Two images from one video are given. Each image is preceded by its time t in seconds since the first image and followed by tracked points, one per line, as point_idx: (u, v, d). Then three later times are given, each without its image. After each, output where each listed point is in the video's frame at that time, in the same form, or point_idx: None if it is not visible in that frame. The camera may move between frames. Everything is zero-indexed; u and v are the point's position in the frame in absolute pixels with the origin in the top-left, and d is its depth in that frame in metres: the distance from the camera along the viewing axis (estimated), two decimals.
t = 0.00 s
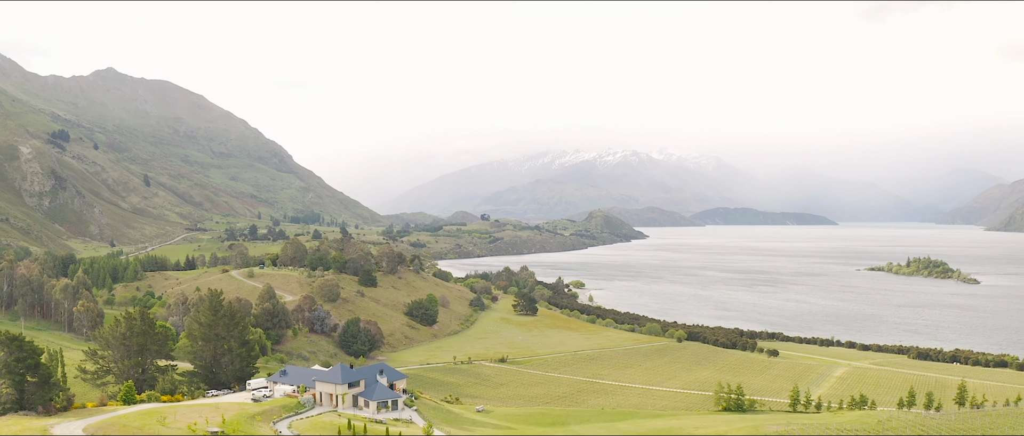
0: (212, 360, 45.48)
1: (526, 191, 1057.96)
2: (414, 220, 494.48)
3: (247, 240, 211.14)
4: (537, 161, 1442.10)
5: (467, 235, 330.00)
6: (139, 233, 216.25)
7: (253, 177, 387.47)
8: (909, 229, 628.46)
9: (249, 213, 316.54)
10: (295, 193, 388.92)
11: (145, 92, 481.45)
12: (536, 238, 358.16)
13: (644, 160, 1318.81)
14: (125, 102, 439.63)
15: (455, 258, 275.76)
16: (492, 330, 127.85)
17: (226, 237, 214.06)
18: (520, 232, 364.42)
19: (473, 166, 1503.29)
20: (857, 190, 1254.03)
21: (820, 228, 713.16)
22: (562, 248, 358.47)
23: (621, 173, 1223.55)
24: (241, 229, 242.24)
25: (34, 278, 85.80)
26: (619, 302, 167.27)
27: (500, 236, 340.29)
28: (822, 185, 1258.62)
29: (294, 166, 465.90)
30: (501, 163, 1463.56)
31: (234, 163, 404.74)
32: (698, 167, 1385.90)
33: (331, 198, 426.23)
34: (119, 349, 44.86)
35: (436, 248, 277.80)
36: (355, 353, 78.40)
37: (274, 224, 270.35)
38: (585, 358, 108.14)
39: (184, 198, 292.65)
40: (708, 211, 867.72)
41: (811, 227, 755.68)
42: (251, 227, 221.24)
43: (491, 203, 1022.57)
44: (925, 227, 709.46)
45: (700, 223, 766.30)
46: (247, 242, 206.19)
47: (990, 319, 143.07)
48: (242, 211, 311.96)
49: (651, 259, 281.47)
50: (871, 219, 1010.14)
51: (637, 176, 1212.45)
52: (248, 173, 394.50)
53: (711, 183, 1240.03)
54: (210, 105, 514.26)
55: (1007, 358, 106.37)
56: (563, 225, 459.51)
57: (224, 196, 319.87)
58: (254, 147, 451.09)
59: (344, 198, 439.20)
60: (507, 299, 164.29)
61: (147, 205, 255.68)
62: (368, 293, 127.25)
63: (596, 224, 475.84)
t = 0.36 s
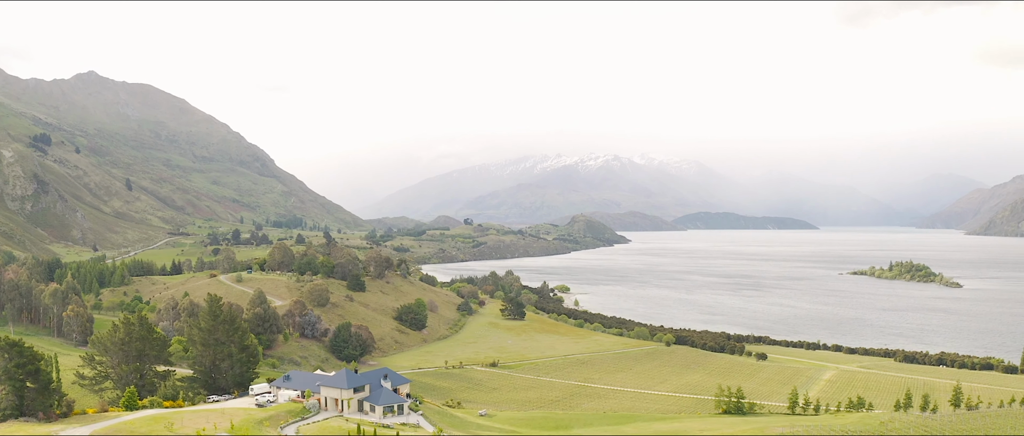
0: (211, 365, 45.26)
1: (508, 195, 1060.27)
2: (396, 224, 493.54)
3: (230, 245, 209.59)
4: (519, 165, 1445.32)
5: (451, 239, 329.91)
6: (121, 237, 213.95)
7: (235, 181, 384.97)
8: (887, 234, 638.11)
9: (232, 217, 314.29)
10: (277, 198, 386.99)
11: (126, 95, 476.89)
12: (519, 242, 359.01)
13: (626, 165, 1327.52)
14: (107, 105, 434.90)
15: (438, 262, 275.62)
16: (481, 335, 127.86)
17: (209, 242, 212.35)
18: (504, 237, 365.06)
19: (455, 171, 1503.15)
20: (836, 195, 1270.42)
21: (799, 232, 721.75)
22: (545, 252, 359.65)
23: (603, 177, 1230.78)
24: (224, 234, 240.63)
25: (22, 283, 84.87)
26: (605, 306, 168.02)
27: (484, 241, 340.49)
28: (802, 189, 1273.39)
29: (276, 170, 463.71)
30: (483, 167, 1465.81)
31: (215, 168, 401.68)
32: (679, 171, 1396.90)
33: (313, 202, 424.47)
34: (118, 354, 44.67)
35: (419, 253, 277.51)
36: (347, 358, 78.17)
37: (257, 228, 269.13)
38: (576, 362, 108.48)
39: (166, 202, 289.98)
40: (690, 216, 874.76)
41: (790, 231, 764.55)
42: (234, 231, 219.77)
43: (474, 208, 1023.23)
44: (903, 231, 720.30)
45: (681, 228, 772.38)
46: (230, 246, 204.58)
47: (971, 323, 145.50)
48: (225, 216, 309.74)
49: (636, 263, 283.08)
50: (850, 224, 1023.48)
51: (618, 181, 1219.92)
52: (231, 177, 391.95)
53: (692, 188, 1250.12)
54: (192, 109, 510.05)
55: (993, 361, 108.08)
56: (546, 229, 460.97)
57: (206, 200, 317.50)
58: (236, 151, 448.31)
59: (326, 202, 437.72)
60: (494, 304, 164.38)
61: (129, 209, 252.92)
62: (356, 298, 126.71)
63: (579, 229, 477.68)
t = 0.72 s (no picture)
0: (212, 370, 44.99)
1: (490, 200, 1060.28)
2: (380, 229, 491.88)
3: (214, 250, 207.79)
4: (502, 170, 1445.48)
5: (435, 243, 329.24)
6: (104, 242, 211.49)
7: (217, 185, 382.21)
8: (867, 239, 646.08)
9: (215, 222, 311.86)
10: (260, 202, 384.59)
11: (108, 99, 472.14)
12: (503, 247, 359.41)
13: (608, 170, 1335.29)
14: (88, 109, 429.99)
15: (423, 267, 275.16)
16: (470, 339, 127.73)
17: (193, 246, 210.47)
18: (487, 241, 365.34)
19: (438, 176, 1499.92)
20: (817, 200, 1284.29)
21: (780, 237, 728.61)
22: (529, 257, 360.39)
23: (585, 182, 1234.76)
24: (207, 238, 238.62)
25: (10, 288, 83.68)
26: (592, 311, 168.61)
27: (468, 245, 340.15)
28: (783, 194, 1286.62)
29: (259, 174, 461.19)
30: (465, 172, 1465.69)
31: (198, 172, 398.13)
32: (661, 176, 1406.56)
33: (296, 206, 422.45)
34: (117, 360, 44.34)
35: (403, 257, 276.81)
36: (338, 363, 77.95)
37: (241, 232, 267.37)
38: (567, 367, 108.66)
39: (148, 206, 287.21)
40: (672, 220, 879.88)
41: (771, 236, 771.10)
42: (218, 236, 218.14)
43: (456, 212, 1022.35)
44: (882, 236, 729.85)
45: (664, 232, 776.78)
46: (214, 251, 202.74)
47: (953, 326, 147.77)
48: (208, 220, 307.24)
49: (622, 268, 284.28)
50: (831, 229, 1034.70)
51: (601, 185, 1224.49)
52: (213, 181, 388.83)
53: (675, 193, 1258.63)
54: (174, 113, 505.47)
55: (980, 364, 109.72)
56: (529, 233, 461.77)
57: (188, 204, 315.01)
58: (218, 156, 445.33)
59: (308, 207, 435.83)
60: (482, 309, 164.33)
61: (112, 213, 249.94)
62: (346, 303, 126.14)
63: (562, 233, 479.03)
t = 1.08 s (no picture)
0: (213, 375, 44.82)
1: (475, 204, 1059.47)
2: (365, 233, 490.30)
3: (200, 253, 206.37)
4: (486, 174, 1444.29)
5: (421, 247, 328.68)
6: (90, 245, 209.56)
7: (203, 189, 379.91)
8: (850, 242, 652.96)
9: (200, 225, 309.74)
10: (245, 205, 382.39)
11: (93, 102, 467.98)
12: (489, 250, 359.60)
13: (592, 174, 1341.24)
14: (73, 111, 425.82)
15: (409, 271, 274.65)
16: (461, 343, 127.63)
17: (179, 250, 208.88)
18: (473, 245, 365.28)
19: (423, 180, 1496.82)
20: (800, 205, 1296.42)
21: (764, 240, 734.21)
22: (515, 261, 360.92)
23: (570, 186, 1238.21)
24: (193, 242, 236.99)
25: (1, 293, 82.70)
26: (581, 315, 169.09)
27: (454, 249, 339.85)
28: (767, 198, 1297.05)
29: (244, 177, 458.70)
30: (450, 176, 1464.83)
31: (183, 175, 395.02)
32: (646, 180, 1413.88)
33: (281, 210, 420.36)
34: (116, 364, 44.17)
35: (389, 261, 276.14)
36: (332, 367, 77.85)
37: (227, 236, 265.95)
38: (559, 371, 108.85)
39: (133, 209, 284.72)
40: (656, 224, 885.00)
41: (755, 239, 775.96)
42: (204, 239, 216.63)
43: (441, 215, 1020.65)
44: (865, 239, 738.10)
45: (649, 236, 780.70)
46: (201, 255, 201.35)
47: (938, 329, 149.66)
48: (193, 223, 305.07)
49: (609, 272, 285.22)
50: (815, 233, 1044.58)
51: (585, 189, 1228.09)
52: (198, 184, 386.05)
53: (659, 197, 1265.13)
54: (159, 117, 501.42)
55: (967, 367, 111.25)
56: (515, 237, 462.06)
57: (173, 208, 312.67)
58: (203, 159, 442.64)
59: (293, 210, 433.91)
60: (471, 312, 164.27)
61: (96, 216, 247.50)
62: (337, 307, 125.61)
63: (548, 237, 479.98)
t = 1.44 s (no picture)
0: (213, 380, 44.66)
1: (459, 207, 1058.33)
2: (349, 237, 488.25)
3: (184, 257, 204.66)
4: (469, 178, 1443.72)
5: (405, 251, 327.96)
6: (73, 249, 207.10)
7: (185, 193, 376.83)
8: (831, 246, 659.81)
9: (183, 229, 307.09)
10: (228, 209, 379.87)
11: (75, 105, 463.09)
12: (474, 254, 359.63)
13: (575, 178, 1345.69)
14: (55, 114, 420.80)
15: (394, 275, 273.95)
16: (451, 347, 127.51)
17: (163, 254, 207.12)
18: (458, 249, 365.15)
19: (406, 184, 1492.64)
20: (782, 210, 1307.84)
21: (746, 244, 739.66)
22: (499, 265, 361.20)
23: (553, 190, 1240.74)
24: (177, 246, 234.91)
25: None
26: (568, 319, 169.51)
27: (438, 253, 339.30)
28: (749, 203, 1308.09)
29: (227, 181, 455.83)
30: (434, 179, 1462.32)
31: (165, 178, 391.56)
32: (629, 185, 1421.42)
33: (264, 214, 417.90)
34: (116, 370, 44.13)
35: (374, 265, 275.28)
36: (324, 371, 77.51)
37: (210, 240, 264.19)
38: (550, 374, 109.06)
39: (116, 213, 281.72)
40: (639, 228, 889.01)
41: (736, 243, 781.80)
42: (188, 243, 214.96)
43: (425, 220, 1018.11)
44: (845, 243, 746.06)
45: (632, 240, 784.56)
46: (185, 259, 199.86)
47: (922, 333, 151.63)
48: (176, 227, 302.38)
49: (595, 276, 286.19)
50: (797, 237, 1054.14)
51: (568, 194, 1231.21)
52: (180, 188, 382.90)
53: (642, 201, 1271.64)
54: (141, 120, 496.91)
55: (954, 370, 112.90)
56: (499, 241, 462.09)
57: (156, 211, 309.92)
58: (186, 163, 439.19)
59: (277, 214, 431.48)
60: (459, 316, 164.17)
61: (79, 220, 244.76)
62: (326, 311, 125.04)
63: (531, 240, 480.79)
